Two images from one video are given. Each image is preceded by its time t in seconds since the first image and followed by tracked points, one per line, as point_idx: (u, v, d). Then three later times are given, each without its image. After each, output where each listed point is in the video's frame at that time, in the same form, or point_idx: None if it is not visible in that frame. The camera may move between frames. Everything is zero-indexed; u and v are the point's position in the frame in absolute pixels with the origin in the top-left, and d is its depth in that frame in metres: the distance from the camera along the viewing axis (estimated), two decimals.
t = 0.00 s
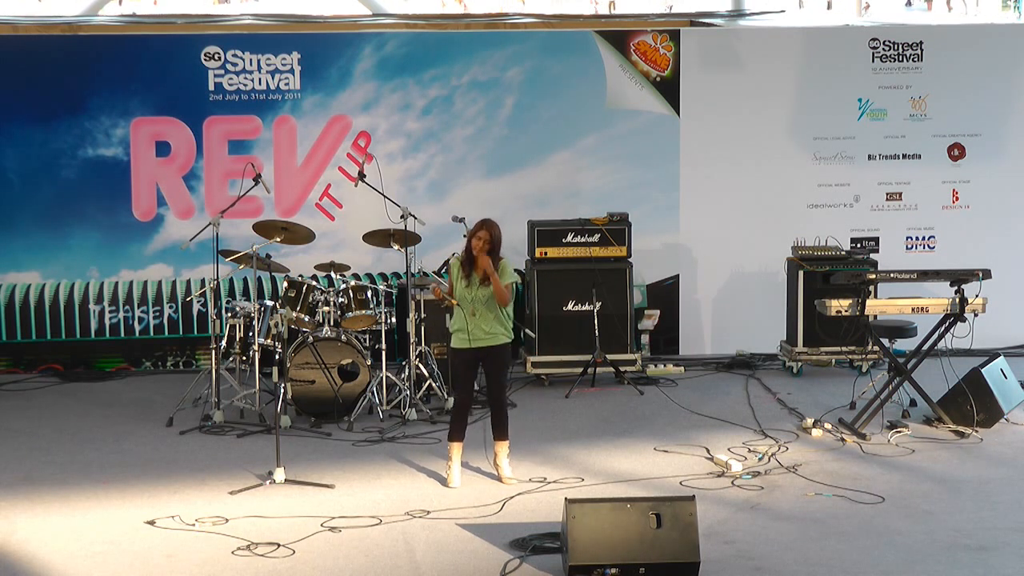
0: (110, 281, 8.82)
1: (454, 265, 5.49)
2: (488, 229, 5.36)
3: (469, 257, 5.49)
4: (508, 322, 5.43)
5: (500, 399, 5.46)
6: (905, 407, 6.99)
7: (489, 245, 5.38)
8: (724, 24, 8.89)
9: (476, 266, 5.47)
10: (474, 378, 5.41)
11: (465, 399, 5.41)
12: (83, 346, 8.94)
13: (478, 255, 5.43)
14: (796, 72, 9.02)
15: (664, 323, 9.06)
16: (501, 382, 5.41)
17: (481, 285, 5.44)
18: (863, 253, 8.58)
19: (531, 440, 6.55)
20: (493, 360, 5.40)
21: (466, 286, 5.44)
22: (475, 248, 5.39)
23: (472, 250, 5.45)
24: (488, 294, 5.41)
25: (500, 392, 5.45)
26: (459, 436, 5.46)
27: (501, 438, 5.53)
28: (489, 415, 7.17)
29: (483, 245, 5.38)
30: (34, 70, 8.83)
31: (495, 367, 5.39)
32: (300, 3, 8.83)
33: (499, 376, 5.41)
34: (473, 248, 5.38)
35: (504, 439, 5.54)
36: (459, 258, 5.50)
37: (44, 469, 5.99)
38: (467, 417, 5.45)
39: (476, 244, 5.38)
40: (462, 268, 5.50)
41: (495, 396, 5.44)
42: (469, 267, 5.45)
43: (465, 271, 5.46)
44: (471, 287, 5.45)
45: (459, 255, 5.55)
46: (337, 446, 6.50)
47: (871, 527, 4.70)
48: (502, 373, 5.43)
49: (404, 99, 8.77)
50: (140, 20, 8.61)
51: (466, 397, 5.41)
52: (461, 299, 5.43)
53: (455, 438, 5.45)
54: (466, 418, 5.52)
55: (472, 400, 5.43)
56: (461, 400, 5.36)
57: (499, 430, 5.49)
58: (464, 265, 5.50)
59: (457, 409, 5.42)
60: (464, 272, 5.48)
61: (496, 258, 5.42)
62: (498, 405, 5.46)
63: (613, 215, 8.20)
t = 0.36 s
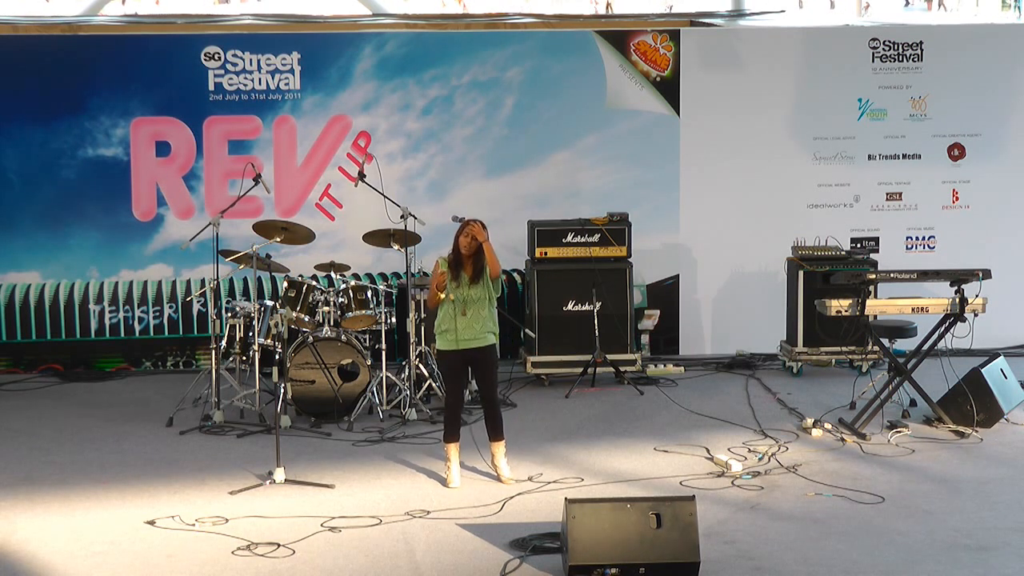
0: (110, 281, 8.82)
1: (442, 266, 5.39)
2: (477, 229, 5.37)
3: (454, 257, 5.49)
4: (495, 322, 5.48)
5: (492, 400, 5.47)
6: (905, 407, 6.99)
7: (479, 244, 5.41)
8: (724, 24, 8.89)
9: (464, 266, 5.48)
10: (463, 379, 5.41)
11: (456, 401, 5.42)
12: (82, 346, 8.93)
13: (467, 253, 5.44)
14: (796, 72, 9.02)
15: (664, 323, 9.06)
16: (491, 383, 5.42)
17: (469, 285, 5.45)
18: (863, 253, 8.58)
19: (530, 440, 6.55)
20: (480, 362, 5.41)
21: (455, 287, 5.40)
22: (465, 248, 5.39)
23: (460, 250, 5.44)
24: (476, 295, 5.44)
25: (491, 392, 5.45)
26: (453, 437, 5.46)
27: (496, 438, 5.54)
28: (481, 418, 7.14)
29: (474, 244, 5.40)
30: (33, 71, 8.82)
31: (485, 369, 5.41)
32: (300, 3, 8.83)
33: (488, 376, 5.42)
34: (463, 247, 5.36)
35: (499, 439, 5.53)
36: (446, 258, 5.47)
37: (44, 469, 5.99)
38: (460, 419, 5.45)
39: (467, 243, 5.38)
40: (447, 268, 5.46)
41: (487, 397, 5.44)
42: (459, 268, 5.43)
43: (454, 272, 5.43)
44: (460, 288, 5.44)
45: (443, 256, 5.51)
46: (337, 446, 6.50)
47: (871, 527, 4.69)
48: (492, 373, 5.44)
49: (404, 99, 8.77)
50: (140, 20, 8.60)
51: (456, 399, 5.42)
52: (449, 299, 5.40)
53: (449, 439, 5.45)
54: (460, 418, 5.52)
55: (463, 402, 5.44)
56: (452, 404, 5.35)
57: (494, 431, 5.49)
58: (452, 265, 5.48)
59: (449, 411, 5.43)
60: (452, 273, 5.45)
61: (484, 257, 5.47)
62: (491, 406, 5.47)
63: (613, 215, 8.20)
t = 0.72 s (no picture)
0: (110, 281, 8.82)
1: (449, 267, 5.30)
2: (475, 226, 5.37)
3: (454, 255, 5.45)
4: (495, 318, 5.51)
5: (492, 399, 5.46)
6: (905, 407, 6.99)
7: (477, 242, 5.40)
8: (724, 23, 8.89)
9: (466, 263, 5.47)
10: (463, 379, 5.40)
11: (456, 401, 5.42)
12: (82, 346, 8.93)
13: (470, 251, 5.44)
14: (796, 72, 9.02)
15: (664, 323, 9.06)
16: (490, 381, 5.42)
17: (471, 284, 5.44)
18: (863, 253, 8.58)
19: (530, 440, 6.55)
20: (480, 362, 5.40)
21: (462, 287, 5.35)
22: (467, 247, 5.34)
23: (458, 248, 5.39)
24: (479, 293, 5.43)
25: (491, 391, 5.45)
26: (454, 437, 5.46)
27: (498, 437, 5.53)
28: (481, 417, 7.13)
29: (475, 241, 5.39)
30: (34, 70, 8.83)
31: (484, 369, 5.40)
32: (300, 3, 8.82)
33: (488, 375, 5.42)
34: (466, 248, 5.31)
35: (500, 439, 5.53)
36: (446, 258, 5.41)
37: (45, 469, 5.99)
38: (461, 418, 5.47)
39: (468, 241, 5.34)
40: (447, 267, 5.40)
41: (487, 397, 5.45)
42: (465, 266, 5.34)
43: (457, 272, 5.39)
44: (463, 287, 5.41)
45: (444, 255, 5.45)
46: (337, 446, 6.50)
47: (871, 527, 4.69)
48: (491, 371, 5.44)
49: (404, 99, 8.77)
50: (140, 20, 8.60)
51: (457, 400, 5.43)
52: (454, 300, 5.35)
53: (449, 440, 5.46)
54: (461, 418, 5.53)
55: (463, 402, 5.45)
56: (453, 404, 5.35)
57: (493, 430, 5.48)
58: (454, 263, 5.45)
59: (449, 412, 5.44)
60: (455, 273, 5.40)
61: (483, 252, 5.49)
62: (492, 405, 5.47)
63: (613, 215, 8.20)
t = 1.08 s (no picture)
0: (110, 281, 8.82)
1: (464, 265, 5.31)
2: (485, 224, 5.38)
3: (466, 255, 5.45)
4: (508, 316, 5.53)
5: (500, 399, 5.47)
6: (905, 407, 6.99)
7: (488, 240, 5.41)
8: (724, 24, 8.89)
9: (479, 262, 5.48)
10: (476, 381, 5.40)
11: (467, 401, 5.41)
12: (82, 346, 8.93)
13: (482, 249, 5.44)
14: (796, 72, 9.02)
15: (664, 323, 9.07)
16: (501, 382, 5.41)
17: (486, 283, 5.45)
18: (863, 253, 8.58)
19: (530, 440, 6.55)
20: (493, 362, 5.39)
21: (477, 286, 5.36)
22: (480, 246, 5.34)
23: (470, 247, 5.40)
24: (493, 292, 5.44)
25: (499, 391, 5.45)
26: (460, 436, 5.46)
27: (501, 438, 5.53)
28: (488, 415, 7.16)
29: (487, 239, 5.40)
30: (35, 71, 8.83)
31: (496, 369, 5.38)
32: (300, 3, 8.82)
33: (500, 375, 5.41)
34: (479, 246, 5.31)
35: (503, 439, 5.53)
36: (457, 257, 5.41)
37: (45, 469, 5.99)
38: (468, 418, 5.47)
39: (480, 240, 5.34)
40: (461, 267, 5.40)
41: (495, 397, 5.46)
42: (480, 264, 5.35)
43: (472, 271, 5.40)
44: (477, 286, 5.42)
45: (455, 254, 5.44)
46: (337, 446, 6.50)
47: (871, 527, 4.69)
48: (502, 372, 5.42)
49: (404, 99, 8.77)
50: (140, 20, 8.59)
51: (467, 399, 5.41)
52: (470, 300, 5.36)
53: (455, 439, 5.46)
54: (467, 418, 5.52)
55: (473, 401, 5.45)
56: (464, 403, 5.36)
57: (497, 430, 5.49)
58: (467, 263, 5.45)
59: (457, 412, 5.43)
60: (468, 272, 5.41)
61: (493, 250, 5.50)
62: (498, 405, 5.47)
63: (613, 215, 8.20)
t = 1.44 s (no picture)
0: (110, 281, 8.82)
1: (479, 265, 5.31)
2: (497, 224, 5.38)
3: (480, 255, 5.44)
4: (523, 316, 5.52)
5: (508, 400, 5.46)
6: (905, 407, 6.99)
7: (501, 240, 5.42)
8: (724, 24, 8.89)
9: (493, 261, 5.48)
10: (488, 380, 5.41)
11: (477, 401, 5.42)
12: (82, 346, 8.93)
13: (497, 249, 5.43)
14: (797, 72, 9.02)
15: (664, 323, 9.07)
16: (512, 384, 5.40)
17: (500, 283, 5.45)
18: (863, 253, 8.58)
19: (530, 440, 6.55)
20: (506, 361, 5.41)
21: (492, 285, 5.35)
22: (494, 245, 5.34)
23: (483, 247, 5.39)
24: (507, 292, 5.45)
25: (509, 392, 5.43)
26: (468, 437, 5.46)
27: (505, 438, 5.53)
28: (494, 414, 7.19)
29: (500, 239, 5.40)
30: (34, 70, 8.84)
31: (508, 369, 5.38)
32: (300, 3, 8.82)
33: (512, 376, 5.41)
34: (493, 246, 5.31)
35: (507, 439, 5.53)
36: (471, 257, 5.40)
37: (45, 469, 5.99)
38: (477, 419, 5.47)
39: (494, 240, 5.34)
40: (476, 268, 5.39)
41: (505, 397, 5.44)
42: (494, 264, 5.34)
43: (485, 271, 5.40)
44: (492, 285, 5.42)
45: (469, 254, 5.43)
46: (337, 446, 6.50)
47: (871, 527, 4.69)
48: (514, 373, 5.43)
49: (404, 99, 8.77)
50: (140, 20, 8.60)
51: (477, 398, 5.42)
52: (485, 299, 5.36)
53: (463, 439, 5.45)
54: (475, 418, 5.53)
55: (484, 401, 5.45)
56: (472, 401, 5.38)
57: (503, 429, 5.50)
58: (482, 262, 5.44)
59: (468, 410, 5.44)
60: (483, 272, 5.41)
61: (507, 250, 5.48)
62: (506, 406, 5.46)
63: (613, 215, 8.20)
